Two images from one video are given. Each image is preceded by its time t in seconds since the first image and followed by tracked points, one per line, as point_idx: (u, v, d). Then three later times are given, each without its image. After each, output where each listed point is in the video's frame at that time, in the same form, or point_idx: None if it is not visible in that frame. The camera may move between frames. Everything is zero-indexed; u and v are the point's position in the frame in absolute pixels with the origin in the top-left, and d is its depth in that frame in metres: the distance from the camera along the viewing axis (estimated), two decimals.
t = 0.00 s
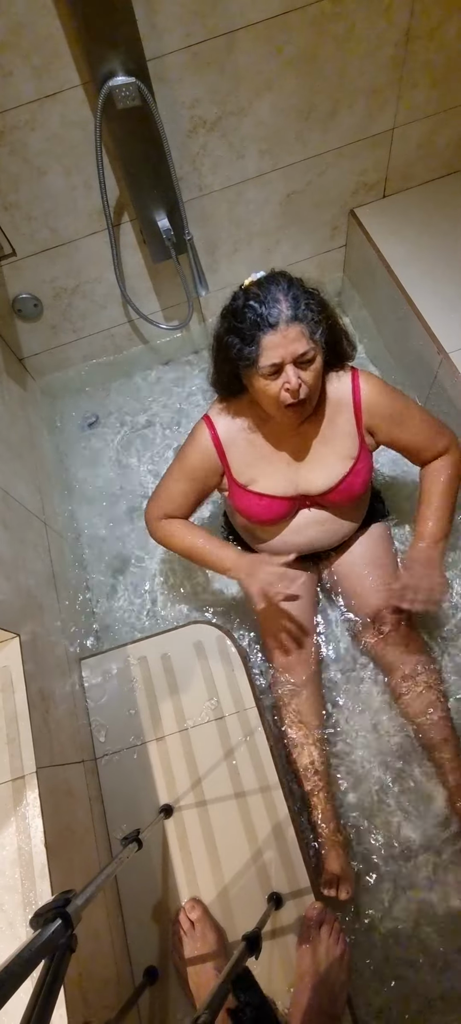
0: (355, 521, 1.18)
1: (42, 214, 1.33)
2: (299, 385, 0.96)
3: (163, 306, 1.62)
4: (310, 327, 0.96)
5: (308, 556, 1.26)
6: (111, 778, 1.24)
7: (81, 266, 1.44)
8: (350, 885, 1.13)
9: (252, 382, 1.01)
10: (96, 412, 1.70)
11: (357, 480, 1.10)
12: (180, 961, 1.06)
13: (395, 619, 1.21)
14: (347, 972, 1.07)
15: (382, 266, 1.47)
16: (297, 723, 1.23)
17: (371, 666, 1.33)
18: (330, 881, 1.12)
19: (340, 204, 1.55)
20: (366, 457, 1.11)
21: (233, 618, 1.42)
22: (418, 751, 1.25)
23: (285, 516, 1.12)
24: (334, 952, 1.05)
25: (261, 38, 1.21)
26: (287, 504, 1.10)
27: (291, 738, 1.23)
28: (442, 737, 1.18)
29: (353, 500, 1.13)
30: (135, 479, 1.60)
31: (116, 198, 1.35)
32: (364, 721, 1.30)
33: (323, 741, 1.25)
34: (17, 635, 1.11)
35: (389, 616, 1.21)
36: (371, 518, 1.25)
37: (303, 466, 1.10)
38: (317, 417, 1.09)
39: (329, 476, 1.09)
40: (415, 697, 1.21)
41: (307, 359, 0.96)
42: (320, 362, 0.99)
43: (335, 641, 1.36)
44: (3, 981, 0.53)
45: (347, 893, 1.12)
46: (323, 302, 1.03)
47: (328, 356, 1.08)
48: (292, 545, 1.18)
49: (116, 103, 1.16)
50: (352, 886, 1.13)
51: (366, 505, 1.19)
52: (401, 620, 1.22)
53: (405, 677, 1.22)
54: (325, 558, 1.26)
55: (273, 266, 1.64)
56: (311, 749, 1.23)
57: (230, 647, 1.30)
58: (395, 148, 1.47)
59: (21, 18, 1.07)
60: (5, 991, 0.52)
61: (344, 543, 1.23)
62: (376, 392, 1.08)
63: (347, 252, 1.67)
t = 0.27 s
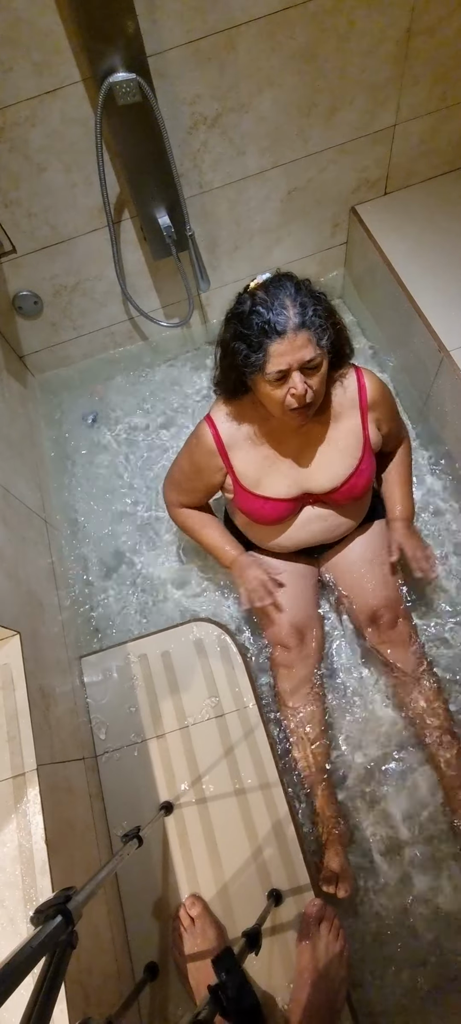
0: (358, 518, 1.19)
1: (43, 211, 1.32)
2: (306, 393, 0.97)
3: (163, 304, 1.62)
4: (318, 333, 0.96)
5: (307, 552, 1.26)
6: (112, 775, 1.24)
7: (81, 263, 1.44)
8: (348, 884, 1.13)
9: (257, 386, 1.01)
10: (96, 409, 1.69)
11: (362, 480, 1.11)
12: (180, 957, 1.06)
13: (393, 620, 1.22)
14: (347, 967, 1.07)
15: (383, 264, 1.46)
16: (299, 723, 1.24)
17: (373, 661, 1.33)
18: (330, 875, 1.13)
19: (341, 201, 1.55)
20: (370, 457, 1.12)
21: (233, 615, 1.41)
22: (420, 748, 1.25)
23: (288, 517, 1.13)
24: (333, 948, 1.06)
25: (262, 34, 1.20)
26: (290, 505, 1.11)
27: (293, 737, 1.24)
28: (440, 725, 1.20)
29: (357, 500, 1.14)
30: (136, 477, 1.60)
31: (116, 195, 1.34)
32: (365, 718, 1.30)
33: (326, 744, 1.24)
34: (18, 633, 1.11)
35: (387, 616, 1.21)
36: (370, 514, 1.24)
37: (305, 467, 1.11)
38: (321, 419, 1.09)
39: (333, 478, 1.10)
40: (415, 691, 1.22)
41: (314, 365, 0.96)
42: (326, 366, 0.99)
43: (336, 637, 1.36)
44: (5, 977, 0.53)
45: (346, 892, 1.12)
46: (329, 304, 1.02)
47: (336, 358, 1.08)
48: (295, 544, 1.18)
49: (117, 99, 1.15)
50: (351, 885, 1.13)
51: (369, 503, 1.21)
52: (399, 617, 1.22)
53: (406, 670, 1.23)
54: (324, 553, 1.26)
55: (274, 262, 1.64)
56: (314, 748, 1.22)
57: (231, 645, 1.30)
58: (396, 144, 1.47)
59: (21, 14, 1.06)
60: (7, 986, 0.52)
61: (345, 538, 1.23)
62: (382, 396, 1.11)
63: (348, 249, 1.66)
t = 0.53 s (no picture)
0: (352, 495, 1.19)
1: (41, 208, 1.32)
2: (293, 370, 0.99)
3: (162, 300, 1.62)
4: (302, 314, 0.99)
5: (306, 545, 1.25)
6: (111, 771, 1.24)
7: (80, 260, 1.44)
8: (346, 881, 1.14)
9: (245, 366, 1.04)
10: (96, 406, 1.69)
11: (351, 446, 1.13)
12: (179, 952, 1.07)
13: (394, 614, 1.22)
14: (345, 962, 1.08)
15: (383, 261, 1.46)
16: (297, 718, 1.23)
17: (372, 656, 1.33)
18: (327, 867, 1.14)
19: (341, 198, 1.54)
20: (357, 424, 1.14)
21: (232, 611, 1.42)
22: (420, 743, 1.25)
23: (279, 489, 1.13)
24: (332, 944, 1.06)
25: (261, 30, 1.20)
26: (281, 475, 1.12)
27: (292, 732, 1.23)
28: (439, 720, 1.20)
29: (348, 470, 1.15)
30: (135, 474, 1.60)
31: (115, 191, 1.34)
32: (365, 713, 1.30)
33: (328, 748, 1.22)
34: (17, 629, 1.11)
35: (388, 611, 1.22)
36: (366, 503, 1.25)
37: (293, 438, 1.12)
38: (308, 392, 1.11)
39: (321, 444, 1.11)
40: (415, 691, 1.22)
41: (299, 343, 0.99)
42: (311, 346, 1.02)
43: (335, 633, 1.37)
44: (4, 972, 0.53)
45: (343, 888, 1.13)
46: (311, 288, 1.05)
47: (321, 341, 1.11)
48: (290, 526, 1.18)
49: (115, 95, 1.15)
50: (348, 883, 1.15)
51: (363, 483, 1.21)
52: (399, 611, 1.23)
53: (407, 670, 1.23)
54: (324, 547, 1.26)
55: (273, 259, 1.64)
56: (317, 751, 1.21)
57: (230, 642, 1.30)
58: (396, 141, 1.46)
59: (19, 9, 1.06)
60: (6, 981, 0.52)
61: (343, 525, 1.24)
62: (364, 368, 1.16)
63: (347, 246, 1.66)
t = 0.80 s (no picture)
0: (336, 451, 1.26)
1: (41, 205, 1.32)
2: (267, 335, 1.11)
3: (162, 299, 1.61)
4: (273, 284, 1.11)
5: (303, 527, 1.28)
6: (111, 769, 1.24)
7: (80, 257, 1.43)
8: (344, 866, 1.10)
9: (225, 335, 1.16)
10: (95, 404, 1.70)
11: (328, 392, 1.21)
12: (179, 949, 1.07)
13: (390, 594, 1.23)
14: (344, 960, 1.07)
15: (383, 259, 1.46)
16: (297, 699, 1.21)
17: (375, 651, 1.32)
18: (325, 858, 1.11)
19: (341, 195, 1.54)
20: (332, 375, 1.23)
21: (232, 609, 1.42)
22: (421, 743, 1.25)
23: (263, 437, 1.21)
24: (331, 942, 1.06)
25: (261, 26, 1.20)
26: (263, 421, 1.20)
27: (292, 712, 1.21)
28: (443, 715, 1.16)
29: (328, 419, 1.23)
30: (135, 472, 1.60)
31: (114, 189, 1.34)
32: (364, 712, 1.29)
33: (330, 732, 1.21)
34: (17, 627, 1.11)
35: (384, 591, 1.23)
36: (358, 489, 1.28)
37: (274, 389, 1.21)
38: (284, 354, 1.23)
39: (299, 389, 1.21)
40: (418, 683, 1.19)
41: (272, 310, 1.10)
42: (283, 313, 1.13)
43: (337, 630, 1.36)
44: (4, 967, 0.53)
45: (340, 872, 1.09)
46: (281, 260, 1.17)
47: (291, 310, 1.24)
48: (279, 481, 1.23)
49: (115, 92, 1.15)
50: (347, 868, 1.10)
51: (347, 443, 1.29)
52: (396, 592, 1.23)
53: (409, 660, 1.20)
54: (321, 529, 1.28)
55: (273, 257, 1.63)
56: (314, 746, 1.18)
57: (229, 640, 1.30)
58: (396, 138, 1.46)
59: (18, 5, 1.06)
60: (6, 977, 0.53)
61: (338, 496, 1.27)
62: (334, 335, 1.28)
63: (347, 243, 1.65)
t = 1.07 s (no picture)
0: (321, 407, 1.32)
1: (40, 205, 1.32)
2: (250, 301, 1.24)
3: (161, 298, 1.62)
4: (257, 259, 1.26)
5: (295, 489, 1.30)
6: (111, 768, 1.25)
7: (79, 257, 1.43)
8: (344, 828, 1.08)
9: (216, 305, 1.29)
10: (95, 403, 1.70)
11: (309, 347, 1.30)
12: (179, 947, 1.07)
13: (385, 566, 1.22)
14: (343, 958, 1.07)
15: (382, 258, 1.46)
16: (295, 672, 1.19)
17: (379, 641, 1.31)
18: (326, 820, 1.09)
19: (340, 194, 1.54)
20: (314, 335, 1.32)
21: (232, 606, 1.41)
22: (422, 740, 1.24)
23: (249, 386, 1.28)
24: (330, 939, 1.06)
25: (260, 26, 1.20)
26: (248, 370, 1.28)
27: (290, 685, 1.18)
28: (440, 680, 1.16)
29: (311, 373, 1.31)
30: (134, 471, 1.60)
31: (113, 187, 1.34)
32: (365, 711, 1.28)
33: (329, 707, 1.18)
34: (17, 626, 1.11)
35: (379, 562, 1.22)
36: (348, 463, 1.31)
37: (259, 343, 1.30)
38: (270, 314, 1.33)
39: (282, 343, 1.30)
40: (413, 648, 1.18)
41: (256, 280, 1.25)
42: (265, 284, 1.27)
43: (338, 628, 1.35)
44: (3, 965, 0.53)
45: (340, 833, 1.08)
46: (263, 240, 1.32)
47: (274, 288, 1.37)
48: (267, 432, 1.28)
49: (114, 91, 1.14)
50: (347, 830, 1.09)
51: (332, 404, 1.35)
52: (390, 563, 1.22)
53: (410, 632, 1.19)
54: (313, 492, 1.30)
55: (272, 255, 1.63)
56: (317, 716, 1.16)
57: (229, 639, 1.31)
58: (395, 137, 1.46)
59: (16, 4, 1.06)
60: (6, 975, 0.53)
61: (325, 453, 1.30)
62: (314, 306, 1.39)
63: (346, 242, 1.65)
